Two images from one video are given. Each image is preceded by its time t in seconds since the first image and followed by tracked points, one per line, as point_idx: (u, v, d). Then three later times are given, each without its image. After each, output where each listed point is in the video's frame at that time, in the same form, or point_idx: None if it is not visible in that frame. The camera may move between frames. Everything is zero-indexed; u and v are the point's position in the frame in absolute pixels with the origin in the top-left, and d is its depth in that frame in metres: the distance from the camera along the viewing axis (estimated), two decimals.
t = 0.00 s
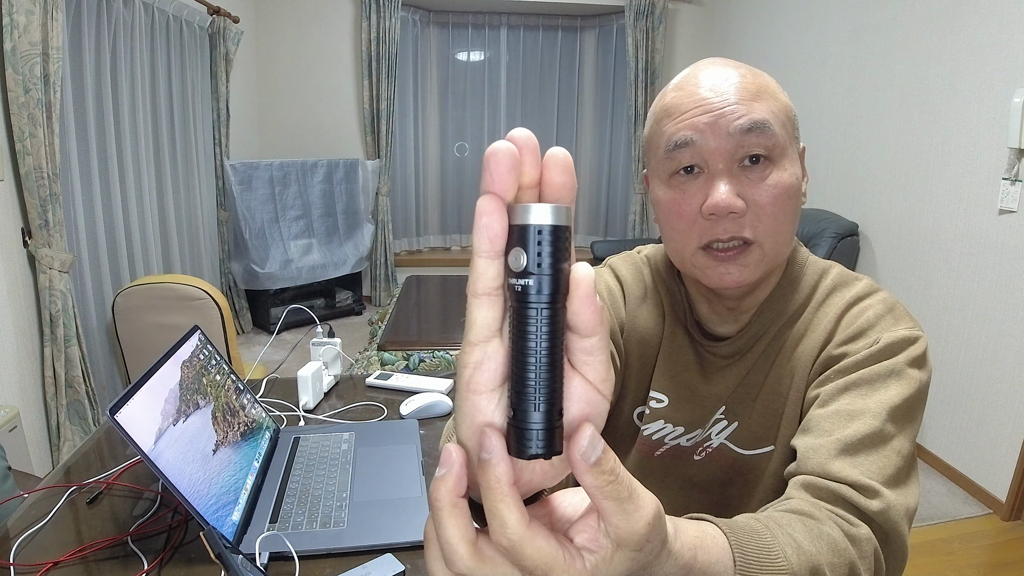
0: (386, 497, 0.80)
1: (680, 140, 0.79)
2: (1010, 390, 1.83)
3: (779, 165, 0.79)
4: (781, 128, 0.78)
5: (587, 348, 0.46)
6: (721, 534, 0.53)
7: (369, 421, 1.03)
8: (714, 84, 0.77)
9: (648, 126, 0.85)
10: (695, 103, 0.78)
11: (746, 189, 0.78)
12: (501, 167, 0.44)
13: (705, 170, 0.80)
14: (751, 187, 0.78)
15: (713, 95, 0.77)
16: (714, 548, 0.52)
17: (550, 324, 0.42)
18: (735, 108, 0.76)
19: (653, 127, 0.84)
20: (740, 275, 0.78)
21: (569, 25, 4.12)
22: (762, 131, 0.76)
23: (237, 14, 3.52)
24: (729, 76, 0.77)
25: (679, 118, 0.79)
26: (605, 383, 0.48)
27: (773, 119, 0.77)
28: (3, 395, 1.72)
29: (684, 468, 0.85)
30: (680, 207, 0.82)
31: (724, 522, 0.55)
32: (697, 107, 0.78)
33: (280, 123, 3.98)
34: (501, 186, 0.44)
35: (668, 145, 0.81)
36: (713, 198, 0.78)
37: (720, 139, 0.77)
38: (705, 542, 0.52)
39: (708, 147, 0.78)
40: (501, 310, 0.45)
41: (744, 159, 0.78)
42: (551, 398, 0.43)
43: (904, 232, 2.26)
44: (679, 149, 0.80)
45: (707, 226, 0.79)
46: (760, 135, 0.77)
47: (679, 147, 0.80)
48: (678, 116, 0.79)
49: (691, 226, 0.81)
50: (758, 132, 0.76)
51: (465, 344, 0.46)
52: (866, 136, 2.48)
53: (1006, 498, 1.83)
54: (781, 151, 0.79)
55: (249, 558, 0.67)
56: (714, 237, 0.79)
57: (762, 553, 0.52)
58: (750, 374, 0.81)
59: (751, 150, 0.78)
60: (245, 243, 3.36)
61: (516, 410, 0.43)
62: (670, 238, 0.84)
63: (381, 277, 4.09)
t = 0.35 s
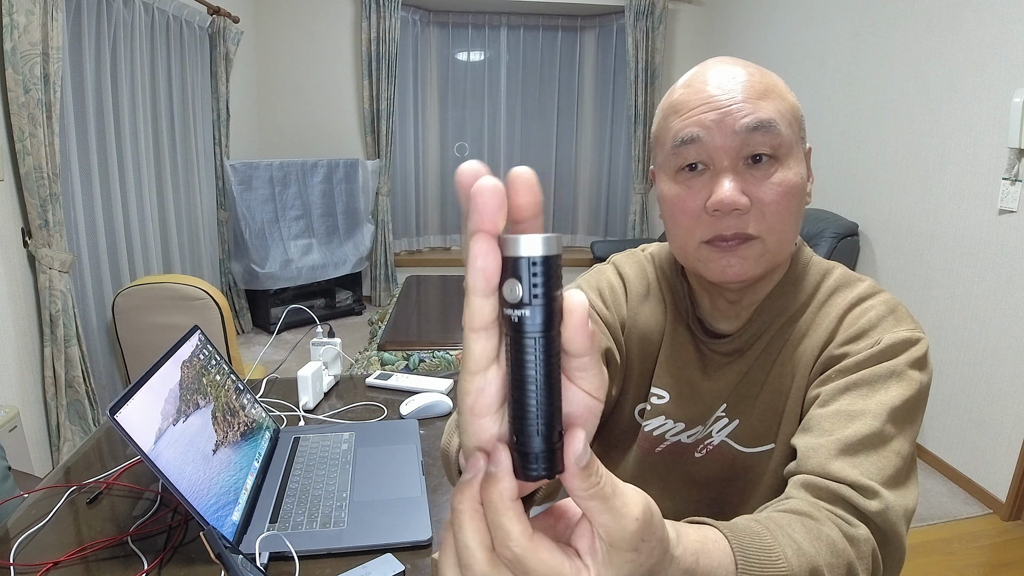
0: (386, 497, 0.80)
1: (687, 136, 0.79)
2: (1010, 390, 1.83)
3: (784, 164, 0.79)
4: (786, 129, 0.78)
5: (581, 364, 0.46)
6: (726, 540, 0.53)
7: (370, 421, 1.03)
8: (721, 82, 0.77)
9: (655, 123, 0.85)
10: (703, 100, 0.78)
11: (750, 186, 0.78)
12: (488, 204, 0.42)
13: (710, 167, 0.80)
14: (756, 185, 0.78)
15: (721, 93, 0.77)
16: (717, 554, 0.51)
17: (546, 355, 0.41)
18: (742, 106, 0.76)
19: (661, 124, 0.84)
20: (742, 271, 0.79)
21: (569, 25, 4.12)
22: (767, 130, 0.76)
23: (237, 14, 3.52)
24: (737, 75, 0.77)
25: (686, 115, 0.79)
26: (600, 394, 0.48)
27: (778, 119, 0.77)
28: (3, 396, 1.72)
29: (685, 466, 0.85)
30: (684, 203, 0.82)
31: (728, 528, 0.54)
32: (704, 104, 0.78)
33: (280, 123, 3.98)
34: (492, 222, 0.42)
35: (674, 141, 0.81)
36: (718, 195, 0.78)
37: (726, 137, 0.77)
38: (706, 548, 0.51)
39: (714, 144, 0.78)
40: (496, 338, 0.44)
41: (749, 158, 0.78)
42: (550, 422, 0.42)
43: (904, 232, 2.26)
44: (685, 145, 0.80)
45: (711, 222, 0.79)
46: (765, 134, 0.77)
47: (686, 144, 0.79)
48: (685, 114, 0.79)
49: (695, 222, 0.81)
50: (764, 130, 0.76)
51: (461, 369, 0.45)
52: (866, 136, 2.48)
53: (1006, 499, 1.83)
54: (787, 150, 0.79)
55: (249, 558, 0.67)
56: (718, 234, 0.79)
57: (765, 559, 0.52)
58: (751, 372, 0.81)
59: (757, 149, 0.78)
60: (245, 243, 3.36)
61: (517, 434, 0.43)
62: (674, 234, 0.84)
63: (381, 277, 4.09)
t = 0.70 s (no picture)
0: (387, 497, 0.80)
1: (691, 133, 0.79)
2: (1010, 389, 1.83)
3: (786, 160, 0.78)
4: (788, 127, 0.78)
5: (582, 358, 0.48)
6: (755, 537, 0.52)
7: (369, 421, 1.03)
8: (725, 82, 0.77)
9: (661, 122, 0.85)
10: (706, 99, 0.78)
11: (752, 180, 0.77)
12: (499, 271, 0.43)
13: (713, 162, 0.79)
14: (759, 180, 0.77)
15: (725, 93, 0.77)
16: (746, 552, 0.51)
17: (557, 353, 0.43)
18: (744, 105, 0.76)
19: (667, 120, 0.84)
20: (742, 263, 0.78)
21: (569, 25, 4.12)
22: (768, 127, 0.76)
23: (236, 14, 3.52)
24: (742, 75, 0.78)
25: (691, 112, 0.79)
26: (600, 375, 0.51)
27: (780, 118, 0.77)
28: (3, 396, 1.72)
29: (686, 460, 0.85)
30: (687, 198, 0.81)
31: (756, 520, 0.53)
32: (708, 102, 0.78)
33: (279, 123, 3.98)
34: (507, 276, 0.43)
35: (679, 138, 0.81)
36: (719, 189, 0.77)
37: (729, 134, 0.77)
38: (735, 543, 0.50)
39: (717, 140, 0.78)
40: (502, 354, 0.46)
41: (751, 154, 0.78)
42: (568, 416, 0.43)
43: (904, 233, 2.26)
44: (689, 142, 0.80)
45: (713, 216, 0.79)
46: (767, 131, 0.77)
47: (689, 140, 0.79)
48: (690, 111, 0.79)
49: (697, 216, 0.80)
50: (765, 127, 0.76)
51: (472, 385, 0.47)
52: (866, 136, 2.48)
53: (1006, 499, 1.83)
54: (788, 147, 0.78)
55: (249, 558, 0.67)
56: (719, 227, 0.79)
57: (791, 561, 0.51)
58: (752, 366, 0.81)
59: (759, 146, 0.77)
60: (245, 243, 3.37)
61: (540, 434, 0.44)
62: (677, 228, 0.84)
63: (381, 277, 4.09)
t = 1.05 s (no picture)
0: (387, 497, 0.80)
1: (680, 133, 0.79)
2: (1009, 389, 1.83)
3: (773, 157, 0.78)
4: (774, 123, 0.78)
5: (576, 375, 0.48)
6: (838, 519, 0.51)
7: (369, 421, 1.03)
8: (712, 82, 0.77)
9: (651, 122, 0.85)
10: (693, 99, 0.79)
11: (741, 178, 0.78)
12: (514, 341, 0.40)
13: (702, 161, 0.80)
14: (748, 176, 0.77)
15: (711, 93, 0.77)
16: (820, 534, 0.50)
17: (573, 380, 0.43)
18: (730, 104, 0.77)
19: (656, 120, 0.84)
20: (734, 258, 0.79)
21: (570, 25, 4.12)
22: (755, 124, 0.77)
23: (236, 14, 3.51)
24: (727, 75, 0.78)
25: (679, 113, 0.79)
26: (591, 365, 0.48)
27: (766, 116, 0.78)
28: (3, 395, 1.72)
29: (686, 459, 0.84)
30: (678, 196, 0.81)
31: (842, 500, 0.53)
32: (696, 102, 0.78)
33: (279, 123, 3.98)
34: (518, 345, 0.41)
35: (668, 138, 0.81)
36: (709, 186, 0.78)
37: (717, 133, 0.77)
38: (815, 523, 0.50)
39: (705, 139, 0.78)
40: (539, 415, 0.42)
41: (739, 151, 0.78)
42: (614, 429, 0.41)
43: (904, 233, 2.26)
44: (678, 141, 0.80)
45: (704, 213, 0.79)
46: (754, 129, 0.77)
47: (678, 139, 0.80)
48: (678, 111, 0.80)
49: (689, 213, 0.81)
50: (752, 125, 0.77)
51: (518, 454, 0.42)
52: (866, 136, 2.47)
53: (1006, 499, 1.83)
54: (775, 144, 0.79)
55: (249, 558, 0.67)
56: (710, 224, 0.79)
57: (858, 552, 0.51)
58: (749, 360, 0.81)
59: (746, 143, 0.78)
60: (245, 243, 3.37)
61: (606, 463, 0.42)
62: (669, 226, 0.84)
63: (381, 277, 4.09)
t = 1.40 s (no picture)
0: (387, 497, 0.80)
1: (662, 134, 0.79)
2: (1010, 389, 1.84)
3: (755, 155, 0.79)
4: (754, 122, 0.79)
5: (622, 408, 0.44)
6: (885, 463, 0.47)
7: (369, 421, 1.03)
8: (693, 83, 0.78)
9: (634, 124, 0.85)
10: (674, 100, 0.79)
11: (723, 176, 0.78)
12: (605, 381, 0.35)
13: (685, 161, 0.80)
14: (731, 175, 0.77)
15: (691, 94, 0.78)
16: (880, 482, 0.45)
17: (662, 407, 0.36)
18: (711, 104, 0.77)
19: (639, 123, 0.84)
20: (721, 256, 0.79)
21: (569, 25, 4.12)
22: (735, 123, 0.77)
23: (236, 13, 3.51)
24: (707, 75, 0.78)
25: (661, 114, 0.79)
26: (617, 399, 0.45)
27: (746, 114, 0.78)
28: (3, 395, 1.72)
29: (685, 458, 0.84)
30: (663, 197, 0.81)
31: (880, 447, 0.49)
32: (678, 103, 0.78)
33: (279, 123, 3.98)
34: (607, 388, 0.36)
35: (651, 140, 0.81)
36: (693, 185, 0.78)
37: (699, 133, 0.78)
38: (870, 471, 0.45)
39: (688, 139, 0.78)
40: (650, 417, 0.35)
41: (721, 150, 0.78)
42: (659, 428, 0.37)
43: (904, 233, 2.26)
44: (661, 143, 0.80)
45: (688, 212, 0.79)
46: (735, 128, 0.77)
47: (661, 140, 0.80)
48: (660, 112, 0.80)
49: (673, 214, 0.81)
50: (733, 125, 0.77)
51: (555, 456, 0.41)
52: (866, 136, 2.47)
53: (1006, 498, 1.83)
54: (756, 141, 0.79)
55: (249, 558, 0.67)
56: (695, 223, 0.79)
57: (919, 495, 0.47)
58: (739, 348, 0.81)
59: (728, 142, 0.78)
60: (245, 242, 3.37)
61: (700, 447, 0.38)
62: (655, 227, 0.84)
63: (381, 277, 4.09)
